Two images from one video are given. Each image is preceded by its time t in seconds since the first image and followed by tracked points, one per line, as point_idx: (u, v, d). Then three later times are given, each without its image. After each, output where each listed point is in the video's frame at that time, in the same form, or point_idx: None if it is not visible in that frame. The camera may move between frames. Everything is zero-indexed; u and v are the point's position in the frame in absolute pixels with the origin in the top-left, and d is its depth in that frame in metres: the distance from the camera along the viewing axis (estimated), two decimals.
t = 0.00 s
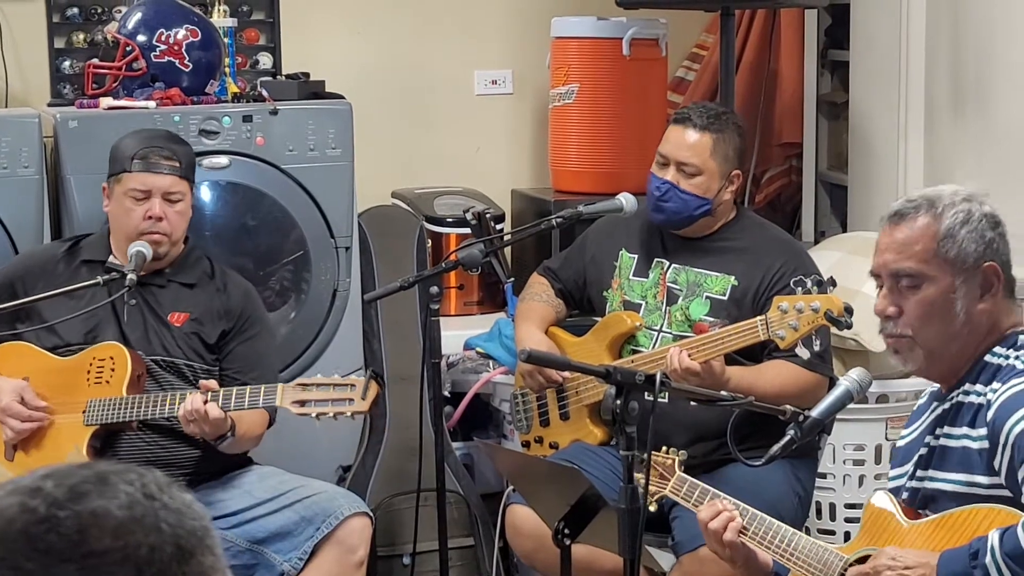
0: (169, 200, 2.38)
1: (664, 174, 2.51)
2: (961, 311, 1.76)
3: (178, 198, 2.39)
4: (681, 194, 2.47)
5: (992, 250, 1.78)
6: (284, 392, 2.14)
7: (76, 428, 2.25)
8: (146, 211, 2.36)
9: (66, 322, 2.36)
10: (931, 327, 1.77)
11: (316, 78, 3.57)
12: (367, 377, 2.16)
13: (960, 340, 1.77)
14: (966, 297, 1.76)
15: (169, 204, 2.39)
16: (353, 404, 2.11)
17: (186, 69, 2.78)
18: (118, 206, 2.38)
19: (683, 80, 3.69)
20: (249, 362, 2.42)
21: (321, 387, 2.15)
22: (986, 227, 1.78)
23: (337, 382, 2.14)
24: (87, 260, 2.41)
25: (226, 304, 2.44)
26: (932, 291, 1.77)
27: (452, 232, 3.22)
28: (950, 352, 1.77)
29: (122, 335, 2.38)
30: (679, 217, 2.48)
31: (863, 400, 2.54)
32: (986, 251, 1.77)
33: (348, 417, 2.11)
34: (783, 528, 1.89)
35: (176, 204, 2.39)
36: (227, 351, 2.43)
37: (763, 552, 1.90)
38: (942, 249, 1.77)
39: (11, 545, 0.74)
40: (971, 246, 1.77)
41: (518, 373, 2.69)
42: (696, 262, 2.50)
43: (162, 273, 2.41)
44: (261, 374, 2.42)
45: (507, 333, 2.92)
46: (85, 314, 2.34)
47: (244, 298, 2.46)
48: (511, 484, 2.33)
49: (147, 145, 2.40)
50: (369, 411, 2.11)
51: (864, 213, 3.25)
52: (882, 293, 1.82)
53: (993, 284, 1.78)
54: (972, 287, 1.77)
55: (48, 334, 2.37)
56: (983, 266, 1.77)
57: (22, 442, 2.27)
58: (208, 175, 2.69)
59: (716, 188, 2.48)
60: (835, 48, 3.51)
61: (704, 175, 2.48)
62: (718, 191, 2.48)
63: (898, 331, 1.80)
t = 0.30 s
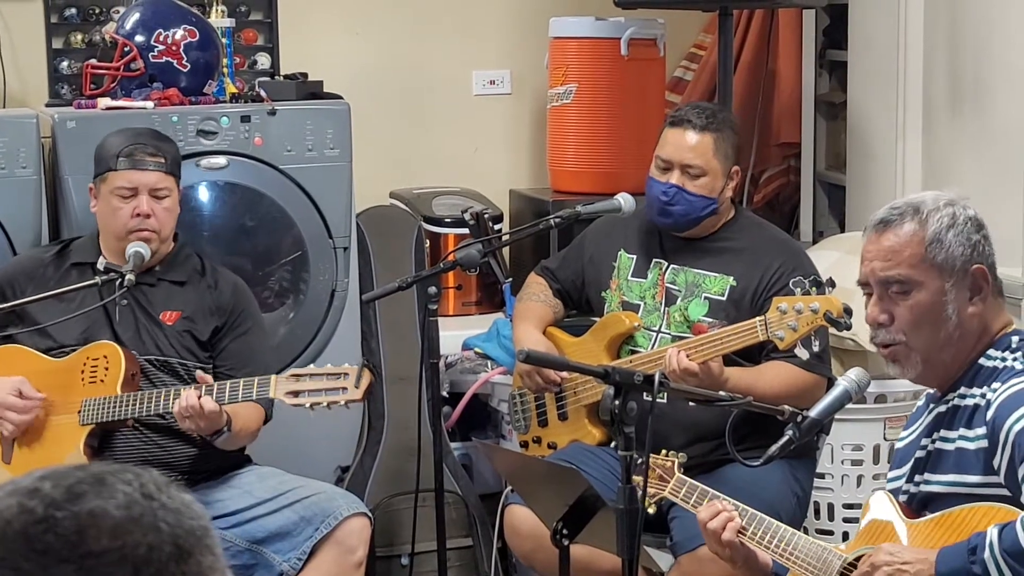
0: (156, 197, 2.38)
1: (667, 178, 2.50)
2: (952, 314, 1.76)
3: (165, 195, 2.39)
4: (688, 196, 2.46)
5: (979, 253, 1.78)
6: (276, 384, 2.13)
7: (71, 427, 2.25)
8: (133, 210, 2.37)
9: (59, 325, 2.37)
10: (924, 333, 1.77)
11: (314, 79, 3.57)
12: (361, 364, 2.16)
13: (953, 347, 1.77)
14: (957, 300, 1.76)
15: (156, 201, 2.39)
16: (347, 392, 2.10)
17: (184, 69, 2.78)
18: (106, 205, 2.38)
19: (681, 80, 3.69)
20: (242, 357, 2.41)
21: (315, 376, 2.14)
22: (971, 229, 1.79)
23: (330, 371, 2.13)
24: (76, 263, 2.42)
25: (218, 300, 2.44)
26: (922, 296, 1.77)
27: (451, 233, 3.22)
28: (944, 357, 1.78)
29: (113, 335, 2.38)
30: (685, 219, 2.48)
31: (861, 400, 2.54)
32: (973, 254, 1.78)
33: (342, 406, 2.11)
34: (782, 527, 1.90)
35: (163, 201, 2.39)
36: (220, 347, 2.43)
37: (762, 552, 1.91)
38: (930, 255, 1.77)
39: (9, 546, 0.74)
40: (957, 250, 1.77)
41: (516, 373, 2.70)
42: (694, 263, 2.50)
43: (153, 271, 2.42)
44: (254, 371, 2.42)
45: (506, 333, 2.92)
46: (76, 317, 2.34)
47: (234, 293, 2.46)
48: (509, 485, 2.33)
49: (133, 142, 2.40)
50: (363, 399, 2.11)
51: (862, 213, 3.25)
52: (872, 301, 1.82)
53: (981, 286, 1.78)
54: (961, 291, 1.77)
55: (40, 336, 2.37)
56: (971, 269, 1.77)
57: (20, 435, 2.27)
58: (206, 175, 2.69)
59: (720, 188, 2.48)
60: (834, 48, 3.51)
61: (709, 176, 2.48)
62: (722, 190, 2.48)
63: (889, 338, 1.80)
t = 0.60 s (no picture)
0: (145, 200, 2.39)
1: (667, 184, 2.49)
2: (945, 314, 1.77)
3: (154, 198, 2.39)
4: (690, 200, 2.46)
5: (969, 254, 1.79)
6: (271, 372, 2.12)
7: (66, 427, 2.25)
8: (124, 212, 2.37)
9: (51, 329, 2.37)
10: (920, 332, 1.77)
11: (310, 79, 3.56)
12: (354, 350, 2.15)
13: (948, 344, 1.77)
14: (949, 300, 1.77)
15: (146, 203, 2.39)
16: (343, 376, 2.10)
17: (180, 70, 2.78)
18: (95, 209, 2.38)
19: (677, 81, 3.69)
20: (236, 357, 2.42)
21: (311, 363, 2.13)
22: (962, 230, 1.79)
23: (325, 356, 2.12)
24: (66, 268, 2.42)
25: (208, 301, 2.45)
26: (914, 297, 1.77)
27: (447, 233, 3.23)
28: (939, 356, 1.78)
29: (104, 337, 2.38)
30: (690, 222, 2.48)
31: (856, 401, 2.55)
32: (964, 255, 1.78)
33: (338, 390, 2.10)
34: (777, 529, 1.90)
35: (152, 203, 2.39)
36: (212, 348, 2.43)
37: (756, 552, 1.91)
38: (921, 256, 1.78)
39: (11, 545, 0.74)
40: (948, 251, 1.78)
41: (512, 375, 2.70)
42: (690, 264, 2.51)
43: (143, 273, 2.42)
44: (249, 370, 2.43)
45: (502, 334, 2.91)
46: (69, 319, 2.34)
47: (225, 293, 2.46)
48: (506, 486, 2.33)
49: (120, 145, 2.39)
50: (358, 381, 2.10)
51: (857, 214, 3.26)
52: (864, 304, 1.83)
53: (973, 286, 1.78)
54: (953, 292, 1.77)
55: (32, 340, 2.36)
56: (962, 270, 1.78)
57: (14, 443, 2.27)
58: (202, 176, 2.69)
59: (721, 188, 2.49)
60: (830, 49, 3.51)
61: (709, 177, 2.48)
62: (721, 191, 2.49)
63: (887, 338, 1.80)
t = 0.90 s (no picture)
0: (138, 200, 2.38)
1: (661, 186, 2.49)
2: (948, 311, 1.76)
3: (147, 197, 2.39)
4: (686, 200, 2.46)
5: (963, 249, 1.79)
6: (268, 372, 2.12)
7: (61, 429, 2.25)
8: (116, 213, 2.36)
9: (46, 330, 2.37)
10: (926, 335, 1.76)
11: (307, 81, 3.56)
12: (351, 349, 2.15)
13: (953, 342, 1.77)
14: (949, 297, 1.77)
15: (139, 203, 2.38)
16: (339, 376, 2.09)
17: (177, 71, 2.78)
18: (88, 210, 2.37)
19: (675, 82, 3.70)
20: (229, 357, 2.41)
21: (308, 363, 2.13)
22: (951, 226, 1.80)
23: (321, 356, 2.11)
24: (61, 269, 2.42)
25: (203, 300, 2.44)
26: (916, 299, 1.77)
27: (445, 234, 3.23)
28: (945, 355, 1.77)
29: (99, 338, 2.38)
30: (687, 223, 2.48)
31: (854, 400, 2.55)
32: (958, 250, 1.78)
33: (334, 390, 2.10)
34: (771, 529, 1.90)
35: (144, 203, 2.39)
36: (207, 347, 2.43)
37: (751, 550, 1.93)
38: (917, 257, 1.77)
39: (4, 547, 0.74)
40: (942, 249, 1.77)
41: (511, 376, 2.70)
42: (688, 264, 2.51)
43: (137, 274, 2.41)
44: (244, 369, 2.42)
45: (500, 335, 2.90)
46: (64, 321, 2.34)
47: (220, 292, 2.46)
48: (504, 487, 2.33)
49: (112, 145, 2.40)
50: (355, 382, 2.09)
51: (854, 215, 3.26)
52: (865, 313, 1.82)
53: (970, 280, 1.78)
54: (952, 285, 1.77)
55: (27, 342, 2.36)
56: (958, 264, 1.78)
57: (10, 443, 2.27)
58: (199, 177, 2.68)
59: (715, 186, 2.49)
60: (827, 49, 3.52)
61: (702, 176, 2.48)
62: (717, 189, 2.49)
63: (893, 344, 1.79)
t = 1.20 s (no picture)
0: (141, 201, 2.38)
1: (652, 187, 2.49)
2: (943, 315, 1.76)
3: (149, 199, 2.39)
4: (677, 200, 2.47)
5: (954, 251, 1.79)
6: (268, 373, 2.12)
7: (58, 431, 2.25)
8: (120, 213, 2.37)
9: (43, 331, 2.37)
10: (923, 339, 1.76)
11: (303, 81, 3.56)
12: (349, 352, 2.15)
13: (951, 344, 1.77)
14: (943, 300, 1.77)
15: (142, 205, 2.39)
16: (337, 380, 2.10)
17: (173, 71, 2.78)
18: (89, 209, 2.37)
19: (671, 82, 3.70)
20: (227, 358, 2.42)
21: (306, 365, 2.13)
22: (941, 229, 1.80)
23: (321, 358, 2.12)
24: (58, 269, 2.42)
25: (200, 301, 2.45)
26: (910, 305, 1.77)
27: (441, 234, 3.23)
28: (943, 358, 1.77)
29: (96, 338, 2.38)
30: (680, 222, 2.48)
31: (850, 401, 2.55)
32: (949, 253, 1.78)
33: (334, 392, 2.10)
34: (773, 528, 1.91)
35: (148, 204, 2.39)
36: (204, 348, 2.43)
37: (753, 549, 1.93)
38: (908, 262, 1.77)
39: None
40: (933, 252, 1.78)
41: (507, 376, 2.70)
42: (685, 264, 2.51)
43: (134, 275, 2.41)
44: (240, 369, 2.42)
45: (496, 335, 2.91)
46: (61, 321, 2.34)
47: (217, 292, 2.47)
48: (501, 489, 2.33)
49: (113, 146, 2.39)
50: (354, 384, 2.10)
51: (850, 216, 3.27)
52: (861, 322, 1.82)
53: (963, 282, 1.78)
54: (945, 287, 1.77)
55: (23, 342, 2.36)
56: (950, 267, 1.78)
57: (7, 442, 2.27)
58: (195, 178, 2.68)
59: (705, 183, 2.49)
60: (823, 50, 3.53)
61: (691, 175, 2.48)
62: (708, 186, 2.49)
63: (891, 351, 1.79)
